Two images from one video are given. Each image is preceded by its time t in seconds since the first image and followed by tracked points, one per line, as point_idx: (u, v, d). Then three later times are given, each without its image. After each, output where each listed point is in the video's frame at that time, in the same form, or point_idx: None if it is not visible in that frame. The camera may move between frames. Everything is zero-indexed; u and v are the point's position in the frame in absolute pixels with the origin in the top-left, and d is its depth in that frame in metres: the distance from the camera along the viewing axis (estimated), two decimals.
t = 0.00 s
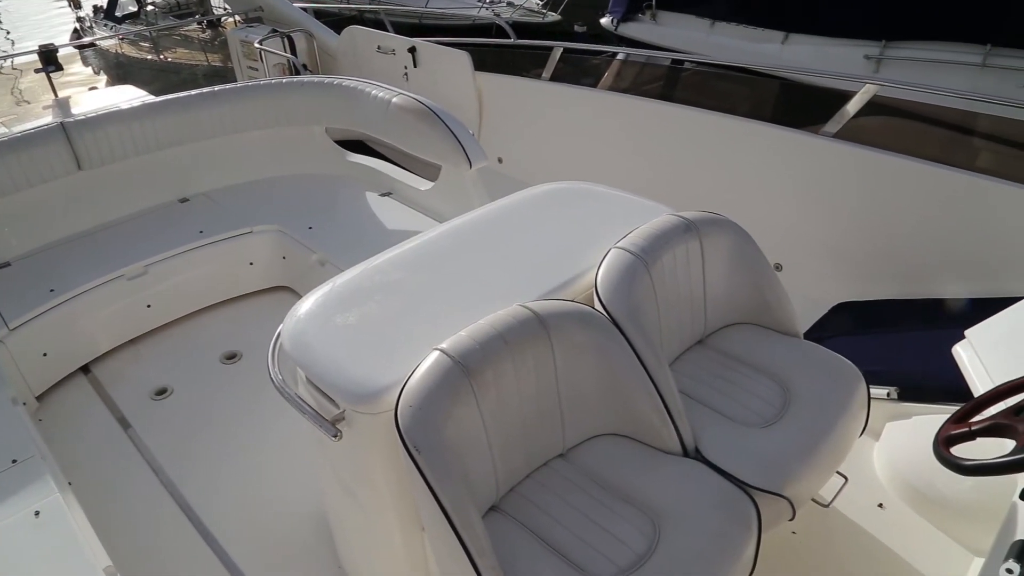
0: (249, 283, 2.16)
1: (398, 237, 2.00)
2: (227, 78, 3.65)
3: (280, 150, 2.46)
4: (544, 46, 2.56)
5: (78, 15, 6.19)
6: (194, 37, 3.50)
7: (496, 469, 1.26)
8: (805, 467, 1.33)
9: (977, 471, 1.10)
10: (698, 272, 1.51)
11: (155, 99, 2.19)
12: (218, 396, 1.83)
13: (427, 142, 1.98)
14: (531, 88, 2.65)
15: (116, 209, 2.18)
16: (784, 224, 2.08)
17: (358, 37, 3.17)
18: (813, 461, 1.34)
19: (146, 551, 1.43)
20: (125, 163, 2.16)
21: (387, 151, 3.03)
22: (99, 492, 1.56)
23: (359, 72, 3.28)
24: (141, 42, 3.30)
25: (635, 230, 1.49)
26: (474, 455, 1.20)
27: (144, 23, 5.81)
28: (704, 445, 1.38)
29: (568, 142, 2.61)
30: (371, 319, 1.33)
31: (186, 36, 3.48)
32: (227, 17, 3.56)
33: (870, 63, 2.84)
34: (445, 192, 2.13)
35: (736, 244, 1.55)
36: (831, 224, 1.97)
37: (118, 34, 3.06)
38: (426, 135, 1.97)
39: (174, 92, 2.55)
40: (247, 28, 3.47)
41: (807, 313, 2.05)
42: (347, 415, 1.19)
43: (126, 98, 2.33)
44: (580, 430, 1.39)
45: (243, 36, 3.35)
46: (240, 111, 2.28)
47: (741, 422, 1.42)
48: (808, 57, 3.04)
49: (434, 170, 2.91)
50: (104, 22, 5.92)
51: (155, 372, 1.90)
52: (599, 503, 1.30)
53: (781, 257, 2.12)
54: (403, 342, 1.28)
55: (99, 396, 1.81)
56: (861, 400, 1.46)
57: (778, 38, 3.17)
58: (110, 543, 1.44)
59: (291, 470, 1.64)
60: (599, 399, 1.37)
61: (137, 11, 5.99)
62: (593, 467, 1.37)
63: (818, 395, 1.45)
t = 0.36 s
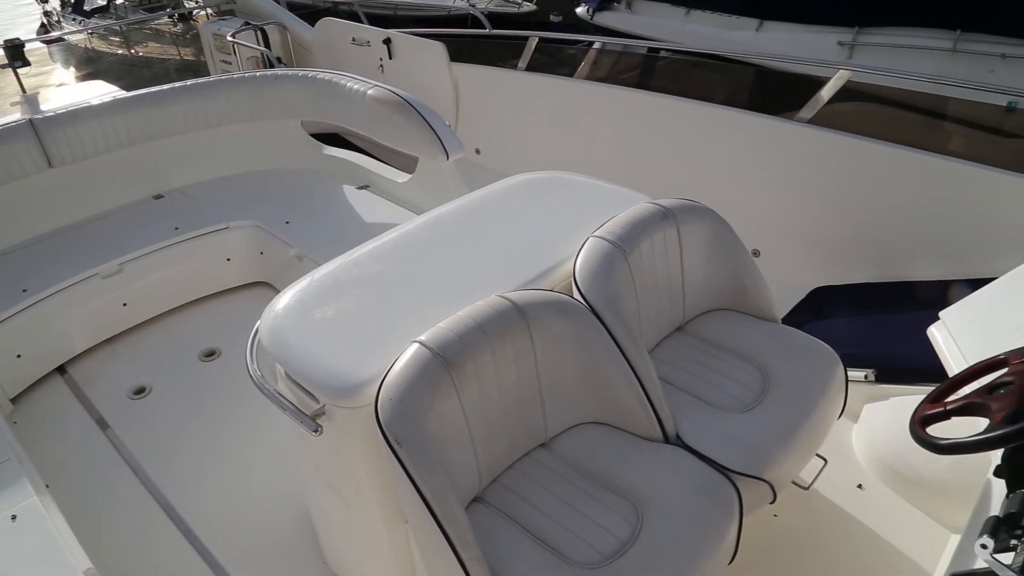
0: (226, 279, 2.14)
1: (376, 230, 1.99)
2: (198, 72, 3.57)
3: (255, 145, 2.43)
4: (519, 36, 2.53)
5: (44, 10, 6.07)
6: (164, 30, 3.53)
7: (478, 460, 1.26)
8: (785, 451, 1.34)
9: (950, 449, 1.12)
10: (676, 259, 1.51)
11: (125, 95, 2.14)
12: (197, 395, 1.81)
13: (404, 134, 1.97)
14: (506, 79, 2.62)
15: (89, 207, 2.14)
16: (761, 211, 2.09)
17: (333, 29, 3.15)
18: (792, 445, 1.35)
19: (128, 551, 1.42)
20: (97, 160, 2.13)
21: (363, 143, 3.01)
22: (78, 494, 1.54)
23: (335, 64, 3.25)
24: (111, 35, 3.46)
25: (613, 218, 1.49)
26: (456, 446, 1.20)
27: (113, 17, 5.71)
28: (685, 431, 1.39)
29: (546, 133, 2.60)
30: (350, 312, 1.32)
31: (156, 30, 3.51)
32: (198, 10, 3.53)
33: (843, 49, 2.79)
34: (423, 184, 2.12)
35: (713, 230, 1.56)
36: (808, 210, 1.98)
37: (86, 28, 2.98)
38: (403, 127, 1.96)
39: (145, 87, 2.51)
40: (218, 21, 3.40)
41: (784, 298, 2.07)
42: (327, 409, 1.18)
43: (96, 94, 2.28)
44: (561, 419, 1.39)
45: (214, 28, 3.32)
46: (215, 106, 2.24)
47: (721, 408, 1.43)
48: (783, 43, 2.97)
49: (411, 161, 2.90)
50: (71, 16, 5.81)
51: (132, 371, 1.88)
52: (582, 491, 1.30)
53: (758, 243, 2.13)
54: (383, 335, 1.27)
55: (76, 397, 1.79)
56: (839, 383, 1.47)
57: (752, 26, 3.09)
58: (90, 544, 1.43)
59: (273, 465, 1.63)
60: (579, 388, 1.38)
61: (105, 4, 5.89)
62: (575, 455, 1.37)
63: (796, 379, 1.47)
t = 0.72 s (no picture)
0: (202, 278, 2.12)
1: (352, 226, 1.98)
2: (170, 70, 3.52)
3: (228, 141, 2.40)
4: (493, 29, 2.51)
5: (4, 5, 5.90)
6: (134, 27, 3.42)
7: (460, 453, 1.26)
8: (765, 436, 1.36)
9: (926, 430, 1.14)
10: (653, 248, 1.52)
11: (93, 91, 2.08)
12: (175, 395, 1.80)
13: (379, 128, 1.97)
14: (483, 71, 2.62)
15: (60, 207, 2.11)
16: (736, 201, 2.11)
17: (306, 22, 3.12)
18: (771, 430, 1.37)
19: (109, 554, 1.40)
20: (67, 159, 2.08)
21: (337, 138, 2.99)
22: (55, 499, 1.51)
23: (309, 59, 3.22)
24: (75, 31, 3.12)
25: (589, 209, 1.50)
26: (436, 440, 1.19)
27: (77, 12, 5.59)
28: (665, 420, 1.40)
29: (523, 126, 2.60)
30: (328, 308, 1.31)
31: (126, 27, 3.37)
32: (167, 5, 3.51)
33: (815, 38, 2.81)
34: (398, 178, 2.11)
35: (689, 219, 1.56)
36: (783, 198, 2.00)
37: (52, 24, 2.95)
38: (377, 121, 1.96)
39: (115, 84, 2.47)
40: (191, 17, 3.54)
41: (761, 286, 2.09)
42: (306, 407, 1.17)
43: (64, 92, 2.23)
44: (542, 411, 1.40)
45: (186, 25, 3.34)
46: (188, 101, 2.20)
47: (700, 395, 1.44)
48: (755, 33, 2.99)
49: (386, 155, 2.89)
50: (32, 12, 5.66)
51: (109, 372, 1.86)
52: (564, 482, 1.30)
53: (735, 231, 2.15)
54: (361, 331, 1.26)
55: (51, 400, 1.76)
56: (816, 368, 1.49)
57: (726, 15, 3.11)
58: (70, 549, 1.41)
59: (254, 464, 1.63)
60: (560, 378, 1.38)
61: None
62: (556, 446, 1.37)
63: (774, 365, 1.48)
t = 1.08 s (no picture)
0: (179, 279, 2.10)
1: (330, 224, 1.98)
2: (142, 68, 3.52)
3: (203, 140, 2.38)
4: (468, 24, 2.48)
5: None
6: (104, 24, 3.41)
7: (441, 450, 1.25)
8: (745, 427, 1.37)
9: (904, 417, 1.16)
10: (631, 241, 1.52)
11: (64, 91, 2.02)
12: (153, 398, 1.78)
13: (354, 125, 1.96)
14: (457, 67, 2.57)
15: (31, 209, 2.06)
16: (714, 194, 2.12)
17: (280, 20, 3.09)
18: (751, 420, 1.38)
19: (87, 560, 1.38)
20: (38, 160, 2.04)
21: (314, 135, 2.97)
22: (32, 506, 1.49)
23: (284, 58, 3.20)
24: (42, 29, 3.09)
25: (566, 204, 1.49)
26: (417, 438, 1.18)
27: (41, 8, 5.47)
28: (645, 413, 1.40)
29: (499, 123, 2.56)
30: (305, 307, 1.30)
31: (97, 24, 3.39)
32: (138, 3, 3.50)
33: (789, 31, 2.83)
34: (375, 175, 2.11)
35: (666, 212, 1.57)
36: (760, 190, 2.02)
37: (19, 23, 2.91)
38: (353, 117, 1.95)
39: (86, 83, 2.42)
40: (161, 15, 3.50)
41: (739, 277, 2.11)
42: (285, 407, 1.16)
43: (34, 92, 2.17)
44: (522, 406, 1.40)
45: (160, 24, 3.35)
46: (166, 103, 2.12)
47: (681, 387, 1.45)
48: (730, 26, 3.01)
49: (363, 151, 2.87)
50: None
51: (86, 376, 1.84)
52: (546, 476, 1.31)
53: (712, 224, 2.17)
54: (339, 329, 1.25)
55: (26, 406, 1.73)
56: (793, 359, 1.50)
57: (701, 9, 3.11)
58: (47, 557, 1.38)
59: (233, 465, 1.62)
60: (540, 373, 1.38)
61: None
62: (536, 441, 1.37)
63: (752, 356, 1.49)
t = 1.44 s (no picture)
0: (154, 281, 2.08)
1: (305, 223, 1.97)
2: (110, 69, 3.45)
3: (176, 141, 2.34)
4: (441, 19, 2.46)
5: None
6: (71, 24, 3.34)
7: (421, 448, 1.25)
8: (724, 417, 1.38)
9: (879, 403, 1.17)
10: (607, 235, 1.53)
11: (31, 92, 1.98)
12: (131, 403, 1.76)
13: (328, 122, 1.95)
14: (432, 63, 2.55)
15: None
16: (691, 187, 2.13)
17: (251, 18, 3.07)
18: (730, 410, 1.39)
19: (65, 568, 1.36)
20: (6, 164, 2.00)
21: (289, 135, 2.95)
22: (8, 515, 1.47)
23: (256, 56, 3.17)
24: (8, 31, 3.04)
25: (543, 198, 1.49)
26: (397, 435, 1.18)
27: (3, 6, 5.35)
28: (625, 405, 1.41)
29: (475, 119, 2.54)
30: (282, 307, 1.29)
31: (63, 24, 3.32)
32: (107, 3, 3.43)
33: (763, 23, 2.83)
34: (350, 173, 2.10)
35: (642, 204, 1.58)
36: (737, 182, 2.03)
37: None
38: (327, 115, 1.94)
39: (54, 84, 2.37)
40: (127, 15, 3.32)
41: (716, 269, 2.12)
42: (264, 408, 1.15)
43: None
44: (501, 401, 1.40)
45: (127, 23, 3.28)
46: (132, 102, 2.09)
47: (660, 379, 1.46)
48: (703, 19, 2.99)
49: (338, 150, 2.85)
50: None
51: (60, 383, 1.81)
52: (527, 470, 1.31)
53: (692, 216, 2.16)
54: (317, 328, 1.24)
55: None
56: (771, 348, 1.51)
57: (674, 2, 3.10)
58: (24, 566, 1.36)
59: (212, 468, 1.61)
60: (519, 368, 1.38)
61: None
62: (517, 436, 1.38)
63: (731, 347, 1.50)
